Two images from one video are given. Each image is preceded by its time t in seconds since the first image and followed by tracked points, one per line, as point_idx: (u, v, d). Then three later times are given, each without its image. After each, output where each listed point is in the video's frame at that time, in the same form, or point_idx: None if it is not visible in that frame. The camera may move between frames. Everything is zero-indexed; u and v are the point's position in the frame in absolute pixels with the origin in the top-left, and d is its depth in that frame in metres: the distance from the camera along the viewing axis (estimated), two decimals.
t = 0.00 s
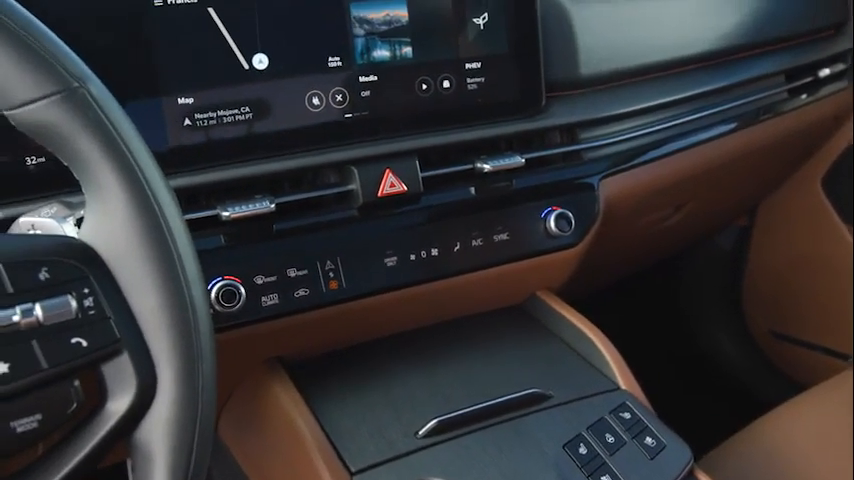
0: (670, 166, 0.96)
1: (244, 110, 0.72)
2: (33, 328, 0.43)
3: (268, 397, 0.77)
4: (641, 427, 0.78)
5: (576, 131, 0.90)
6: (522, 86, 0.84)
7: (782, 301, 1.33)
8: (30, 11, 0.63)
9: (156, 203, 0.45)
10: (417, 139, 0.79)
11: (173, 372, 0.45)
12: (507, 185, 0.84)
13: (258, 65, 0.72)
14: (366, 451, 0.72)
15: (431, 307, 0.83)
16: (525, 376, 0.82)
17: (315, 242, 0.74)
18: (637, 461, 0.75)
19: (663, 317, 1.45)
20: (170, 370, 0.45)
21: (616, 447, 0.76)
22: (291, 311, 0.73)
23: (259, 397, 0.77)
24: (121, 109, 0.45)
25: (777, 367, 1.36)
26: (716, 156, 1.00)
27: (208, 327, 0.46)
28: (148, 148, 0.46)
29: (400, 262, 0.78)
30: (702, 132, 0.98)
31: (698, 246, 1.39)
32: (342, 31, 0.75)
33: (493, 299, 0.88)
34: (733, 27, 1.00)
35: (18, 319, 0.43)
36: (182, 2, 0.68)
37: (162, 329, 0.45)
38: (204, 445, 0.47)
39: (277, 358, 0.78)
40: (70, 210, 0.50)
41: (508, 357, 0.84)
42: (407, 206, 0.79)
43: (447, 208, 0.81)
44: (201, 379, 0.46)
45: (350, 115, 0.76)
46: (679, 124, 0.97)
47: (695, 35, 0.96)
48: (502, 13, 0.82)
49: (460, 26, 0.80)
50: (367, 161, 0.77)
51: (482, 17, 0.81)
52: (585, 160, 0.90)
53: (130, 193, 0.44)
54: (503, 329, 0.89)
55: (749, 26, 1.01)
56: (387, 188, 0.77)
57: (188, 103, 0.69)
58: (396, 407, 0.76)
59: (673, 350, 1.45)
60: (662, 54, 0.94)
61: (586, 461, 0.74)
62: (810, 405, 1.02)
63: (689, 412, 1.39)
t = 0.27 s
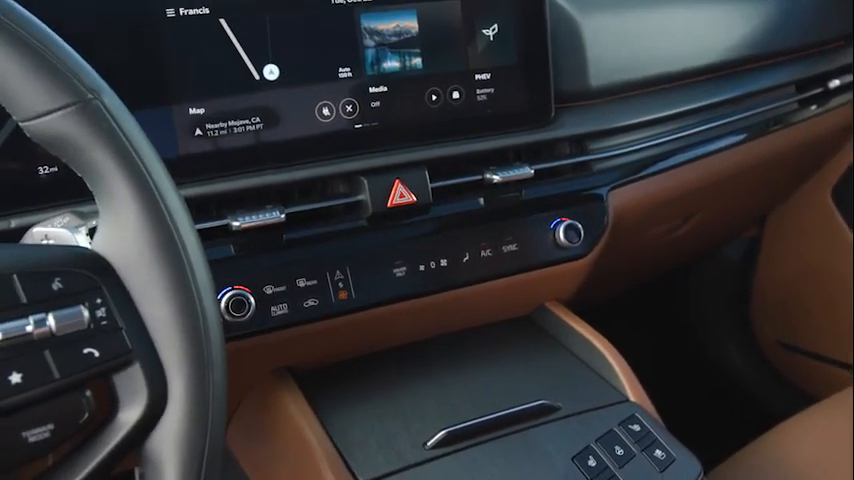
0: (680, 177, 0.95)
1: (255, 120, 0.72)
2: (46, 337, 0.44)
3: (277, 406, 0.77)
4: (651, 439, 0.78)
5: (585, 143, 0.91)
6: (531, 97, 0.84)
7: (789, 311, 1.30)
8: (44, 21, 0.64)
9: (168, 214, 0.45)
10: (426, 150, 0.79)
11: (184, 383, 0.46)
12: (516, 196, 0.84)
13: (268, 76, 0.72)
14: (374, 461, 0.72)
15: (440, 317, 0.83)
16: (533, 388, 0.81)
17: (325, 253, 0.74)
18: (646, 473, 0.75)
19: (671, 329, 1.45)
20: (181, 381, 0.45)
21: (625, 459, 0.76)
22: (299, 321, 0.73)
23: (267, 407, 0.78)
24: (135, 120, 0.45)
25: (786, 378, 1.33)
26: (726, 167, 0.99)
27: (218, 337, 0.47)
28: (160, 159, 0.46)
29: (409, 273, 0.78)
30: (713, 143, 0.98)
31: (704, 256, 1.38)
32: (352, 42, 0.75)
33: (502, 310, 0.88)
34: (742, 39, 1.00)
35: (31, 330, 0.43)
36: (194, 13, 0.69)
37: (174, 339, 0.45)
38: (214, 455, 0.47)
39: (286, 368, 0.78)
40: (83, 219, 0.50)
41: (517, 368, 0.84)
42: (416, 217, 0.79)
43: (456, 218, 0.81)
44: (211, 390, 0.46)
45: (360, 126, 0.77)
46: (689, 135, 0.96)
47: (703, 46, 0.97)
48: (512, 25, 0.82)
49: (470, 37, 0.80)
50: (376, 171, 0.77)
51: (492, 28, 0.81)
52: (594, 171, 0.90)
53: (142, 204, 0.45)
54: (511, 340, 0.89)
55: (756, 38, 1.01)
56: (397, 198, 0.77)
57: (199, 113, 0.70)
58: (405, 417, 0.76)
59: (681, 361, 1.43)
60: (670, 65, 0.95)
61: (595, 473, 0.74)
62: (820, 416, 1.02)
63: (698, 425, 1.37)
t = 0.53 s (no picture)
0: (691, 189, 0.95)
1: (267, 130, 0.72)
2: (60, 348, 0.44)
3: (286, 414, 0.77)
4: (661, 452, 0.78)
5: (595, 154, 0.90)
6: (541, 108, 0.84)
7: (802, 324, 1.29)
8: (59, 33, 0.64)
9: (182, 225, 0.45)
10: (437, 160, 0.80)
11: (196, 395, 0.46)
12: (526, 206, 0.84)
13: (280, 86, 0.73)
14: (383, 471, 0.73)
15: (450, 327, 0.83)
16: (543, 399, 0.81)
17: (335, 263, 0.74)
18: None
19: (681, 340, 1.43)
20: (194, 392, 0.46)
21: (635, 472, 0.76)
22: (310, 331, 0.73)
23: (277, 417, 0.77)
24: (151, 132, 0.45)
25: (798, 390, 1.32)
26: (737, 178, 0.99)
27: (231, 349, 0.47)
28: (175, 171, 0.46)
29: (419, 283, 0.78)
30: (724, 154, 0.98)
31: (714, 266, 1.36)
32: (364, 53, 0.75)
33: (513, 320, 0.88)
34: (752, 50, 1.00)
35: (47, 339, 0.43)
36: (207, 24, 0.69)
37: (187, 352, 0.45)
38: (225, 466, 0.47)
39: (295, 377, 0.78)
40: (96, 228, 0.51)
41: (526, 379, 0.84)
42: (427, 227, 0.79)
43: (466, 229, 0.81)
44: (224, 403, 0.46)
45: (370, 136, 0.77)
46: (700, 146, 0.96)
47: (714, 57, 0.97)
48: (523, 35, 0.82)
49: (481, 49, 0.80)
50: (387, 182, 0.77)
51: (503, 39, 0.81)
52: (605, 182, 0.90)
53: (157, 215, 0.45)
54: (521, 351, 0.88)
55: (766, 48, 1.01)
56: (408, 208, 0.77)
57: (211, 124, 0.70)
58: (414, 429, 0.77)
59: (691, 373, 1.42)
60: (681, 76, 0.95)
61: None
62: (831, 429, 1.02)
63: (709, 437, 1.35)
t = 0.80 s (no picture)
0: (700, 199, 0.95)
1: (277, 140, 0.73)
2: (72, 356, 0.44)
3: (295, 423, 0.77)
4: (670, 463, 0.77)
5: (604, 164, 0.90)
6: (551, 117, 0.84)
7: (810, 333, 1.28)
8: (72, 43, 0.65)
9: (193, 235, 0.45)
10: (446, 170, 0.80)
11: (207, 404, 0.46)
12: (535, 216, 0.84)
13: (290, 96, 0.73)
14: None
15: (458, 337, 0.83)
16: (551, 409, 0.81)
17: (344, 272, 0.75)
18: None
19: (689, 349, 1.41)
20: (204, 401, 0.46)
21: None
22: (318, 339, 0.73)
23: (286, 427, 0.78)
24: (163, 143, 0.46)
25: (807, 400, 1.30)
26: (747, 188, 0.99)
27: (241, 357, 0.47)
28: (186, 180, 0.46)
29: (427, 292, 0.79)
30: (733, 164, 0.98)
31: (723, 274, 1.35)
32: (374, 63, 0.76)
33: (521, 331, 0.88)
34: (760, 61, 1.00)
35: (58, 348, 0.43)
36: (218, 34, 0.69)
37: (198, 361, 0.46)
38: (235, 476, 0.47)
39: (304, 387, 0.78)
40: (107, 237, 0.51)
41: (535, 390, 0.84)
42: (435, 237, 0.79)
43: (475, 238, 0.81)
44: (234, 412, 0.46)
45: (379, 146, 0.77)
46: (709, 156, 0.96)
47: (722, 67, 0.97)
48: (532, 46, 0.82)
49: (490, 59, 0.81)
50: (396, 191, 0.77)
51: (512, 49, 0.81)
52: (614, 192, 0.90)
53: (168, 224, 0.45)
54: (530, 361, 0.88)
55: (775, 59, 1.01)
56: (416, 217, 0.78)
57: (222, 133, 0.71)
58: (422, 439, 0.77)
59: (699, 383, 1.40)
60: (689, 86, 0.95)
61: None
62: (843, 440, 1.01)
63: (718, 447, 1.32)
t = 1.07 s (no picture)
0: (710, 209, 0.94)
1: (288, 150, 0.73)
2: (85, 366, 0.44)
3: (304, 433, 0.77)
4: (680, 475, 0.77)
5: (614, 175, 0.90)
6: (560, 128, 0.85)
7: (820, 343, 1.27)
8: (86, 53, 0.65)
9: (205, 244, 0.45)
10: (456, 180, 0.80)
11: (219, 414, 0.46)
12: (544, 227, 0.84)
13: (301, 106, 0.73)
14: None
15: (468, 348, 0.83)
16: (560, 420, 0.81)
17: (353, 282, 0.75)
18: None
19: (698, 359, 1.39)
20: (216, 411, 0.46)
21: None
22: (327, 349, 0.73)
23: (297, 436, 0.78)
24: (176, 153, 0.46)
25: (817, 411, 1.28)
26: (757, 200, 0.99)
27: (252, 367, 0.47)
28: (199, 190, 0.46)
29: (437, 302, 0.79)
30: (744, 174, 0.97)
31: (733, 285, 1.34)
32: (384, 73, 0.76)
33: (530, 341, 0.88)
34: (769, 72, 1.00)
35: (72, 358, 0.44)
36: (230, 45, 0.70)
37: (209, 370, 0.46)
38: None
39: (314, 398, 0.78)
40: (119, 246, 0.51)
41: (544, 401, 0.84)
42: (445, 247, 0.79)
43: (485, 249, 0.81)
44: (244, 421, 0.46)
45: (390, 156, 0.77)
46: (719, 167, 0.96)
47: (732, 78, 0.97)
48: (542, 57, 0.82)
49: (500, 69, 0.81)
50: (406, 202, 0.77)
51: (522, 60, 0.82)
52: (624, 203, 0.90)
53: (181, 234, 0.45)
54: (539, 371, 0.88)
55: (784, 70, 1.01)
56: (426, 228, 0.78)
57: (233, 142, 0.71)
58: (431, 449, 0.77)
59: (706, 395, 1.37)
60: (699, 97, 0.94)
61: None
62: None
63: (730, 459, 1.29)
